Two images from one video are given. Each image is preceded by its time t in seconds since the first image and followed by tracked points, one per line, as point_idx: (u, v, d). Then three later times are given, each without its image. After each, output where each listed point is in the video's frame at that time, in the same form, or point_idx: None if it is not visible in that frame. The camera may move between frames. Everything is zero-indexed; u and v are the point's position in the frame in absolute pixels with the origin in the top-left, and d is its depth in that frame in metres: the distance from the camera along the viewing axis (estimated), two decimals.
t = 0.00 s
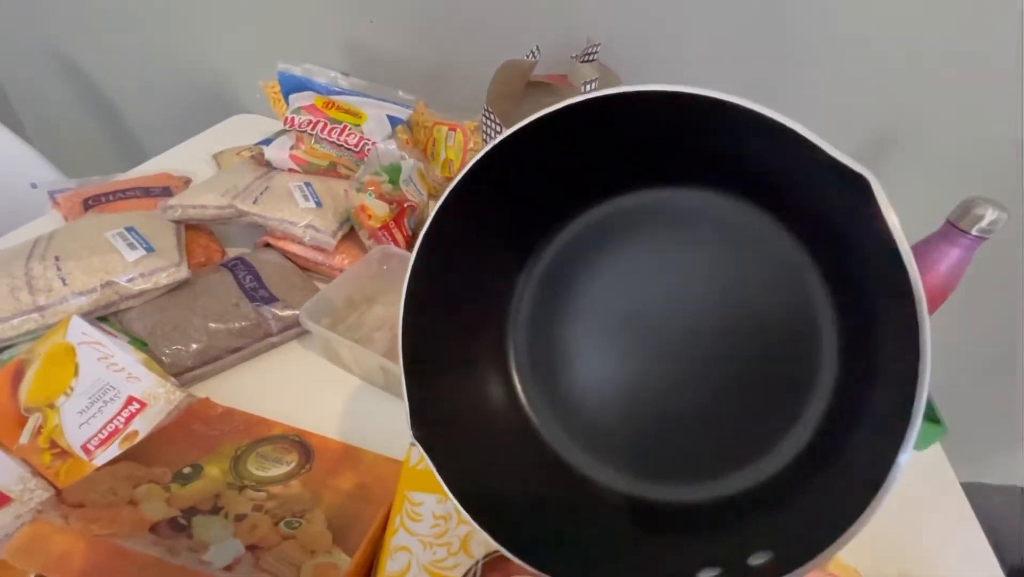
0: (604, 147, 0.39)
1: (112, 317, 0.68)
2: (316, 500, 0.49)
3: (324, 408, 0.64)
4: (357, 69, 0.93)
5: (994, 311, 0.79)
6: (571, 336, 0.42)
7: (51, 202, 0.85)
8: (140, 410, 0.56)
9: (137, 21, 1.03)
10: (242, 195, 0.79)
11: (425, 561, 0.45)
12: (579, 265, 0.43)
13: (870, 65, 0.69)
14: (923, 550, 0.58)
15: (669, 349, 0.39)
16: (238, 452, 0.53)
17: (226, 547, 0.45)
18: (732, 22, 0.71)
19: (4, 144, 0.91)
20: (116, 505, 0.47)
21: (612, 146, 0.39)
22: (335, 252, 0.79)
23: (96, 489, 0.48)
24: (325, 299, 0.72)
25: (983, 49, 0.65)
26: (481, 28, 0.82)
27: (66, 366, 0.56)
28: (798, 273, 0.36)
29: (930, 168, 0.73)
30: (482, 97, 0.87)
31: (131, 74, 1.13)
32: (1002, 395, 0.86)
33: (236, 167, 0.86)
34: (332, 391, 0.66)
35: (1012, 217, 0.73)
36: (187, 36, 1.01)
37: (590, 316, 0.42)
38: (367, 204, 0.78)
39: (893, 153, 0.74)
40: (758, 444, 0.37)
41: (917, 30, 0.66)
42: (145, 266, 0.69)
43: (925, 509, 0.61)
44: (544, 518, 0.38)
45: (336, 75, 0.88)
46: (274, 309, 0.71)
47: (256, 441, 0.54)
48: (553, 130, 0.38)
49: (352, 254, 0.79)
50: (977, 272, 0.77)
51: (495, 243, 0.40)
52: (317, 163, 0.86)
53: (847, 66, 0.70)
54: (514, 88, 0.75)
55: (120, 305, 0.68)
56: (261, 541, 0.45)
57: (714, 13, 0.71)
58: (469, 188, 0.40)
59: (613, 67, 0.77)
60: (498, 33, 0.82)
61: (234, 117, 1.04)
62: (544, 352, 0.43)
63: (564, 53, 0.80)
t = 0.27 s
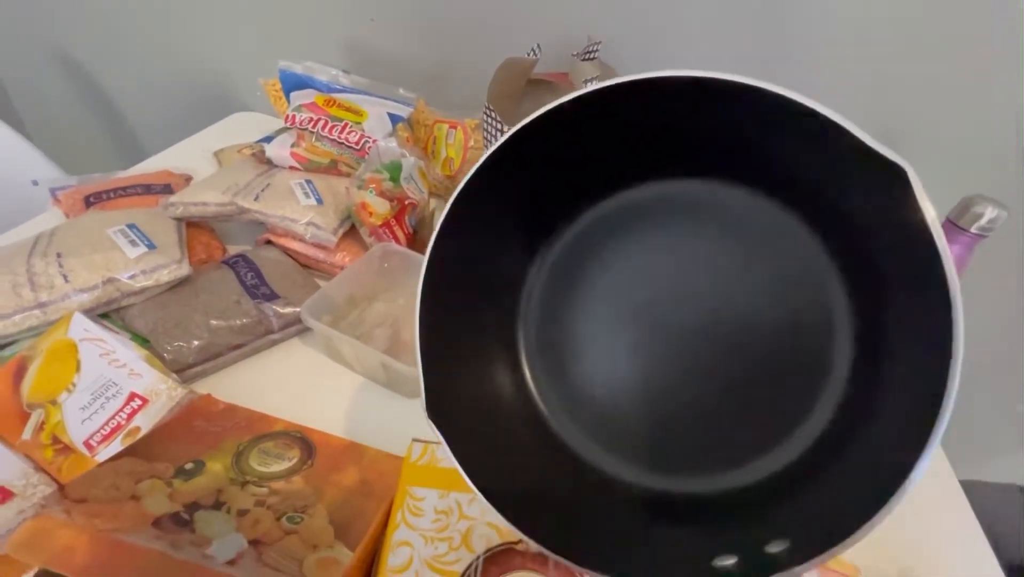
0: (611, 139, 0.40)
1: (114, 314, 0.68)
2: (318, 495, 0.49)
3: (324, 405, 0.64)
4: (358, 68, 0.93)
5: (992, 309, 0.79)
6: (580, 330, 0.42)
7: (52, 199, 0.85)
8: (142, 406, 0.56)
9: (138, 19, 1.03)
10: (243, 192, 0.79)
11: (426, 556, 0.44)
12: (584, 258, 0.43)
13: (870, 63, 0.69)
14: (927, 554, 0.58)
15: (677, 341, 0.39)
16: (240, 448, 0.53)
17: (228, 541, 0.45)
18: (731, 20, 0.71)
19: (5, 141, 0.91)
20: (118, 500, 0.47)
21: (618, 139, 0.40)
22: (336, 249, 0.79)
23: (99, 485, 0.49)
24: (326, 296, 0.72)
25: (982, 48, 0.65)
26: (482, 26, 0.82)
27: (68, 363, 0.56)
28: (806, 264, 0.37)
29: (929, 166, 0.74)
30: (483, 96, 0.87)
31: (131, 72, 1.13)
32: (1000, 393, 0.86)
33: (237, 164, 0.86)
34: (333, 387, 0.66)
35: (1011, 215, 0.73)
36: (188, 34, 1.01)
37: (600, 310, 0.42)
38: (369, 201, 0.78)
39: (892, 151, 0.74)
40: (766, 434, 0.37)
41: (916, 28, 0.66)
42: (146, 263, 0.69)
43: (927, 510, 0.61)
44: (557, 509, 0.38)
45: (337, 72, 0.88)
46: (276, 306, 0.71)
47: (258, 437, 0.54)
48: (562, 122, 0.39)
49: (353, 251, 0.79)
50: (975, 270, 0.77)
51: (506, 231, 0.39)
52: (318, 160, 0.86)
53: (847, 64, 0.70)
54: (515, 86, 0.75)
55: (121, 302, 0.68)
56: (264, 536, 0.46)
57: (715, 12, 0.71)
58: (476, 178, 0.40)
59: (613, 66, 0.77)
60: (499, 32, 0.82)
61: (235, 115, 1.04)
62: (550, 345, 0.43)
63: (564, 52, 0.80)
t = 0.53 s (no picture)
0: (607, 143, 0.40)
1: (113, 310, 0.68)
2: (317, 490, 0.49)
3: (323, 401, 0.65)
4: (357, 65, 0.93)
5: (990, 306, 0.80)
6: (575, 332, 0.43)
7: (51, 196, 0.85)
8: (142, 402, 0.57)
9: (137, 16, 1.03)
10: (242, 189, 0.79)
11: (425, 551, 0.44)
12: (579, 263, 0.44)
13: (869, 61, 0.69)
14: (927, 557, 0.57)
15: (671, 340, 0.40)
16: (240, 443, 0.53)
17: (228, 536, 0.45)
18: (730, 17, 0.71)
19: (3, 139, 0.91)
20: (118, 495, 0.47)
21: (617, 139, 0.40)
22: (335, 246, 0.79)
23: (98, 479, 0.48)
24: (325, 293, 0.72)
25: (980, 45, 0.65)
26: (481, 23, 0.82)
27: (67, 359, 0.56)
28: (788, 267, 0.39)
29: (927, 164, 0.74)
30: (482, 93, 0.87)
31: (130, 70, 1.13)
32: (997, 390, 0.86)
33: (236, 161, 0.86)
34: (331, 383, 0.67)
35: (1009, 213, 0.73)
36: (187, 31, 1.01)
37: (597, 313, 0.42)
38: (368, 198, 0.78)
39: (892, 147, 0.74)
40: (756, 433, 0.38)
41: (915, 25, 0.66)
42: (145, 260, 0.69)
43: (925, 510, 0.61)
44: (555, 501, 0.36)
45: (337, 70, 0.88)
46: (275, 303, 0.71)
47: (258, 433, 0.54)
48: (564, 123, 0.39)
49: (352, 248, 0.79)
50: (973, 267, 0.77)
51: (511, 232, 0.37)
52: (317, 157, 0.86)
53: (846, 61, 0.70)
54: (514, 83, 0.75)
55: (121, 298, 0.68)
56: (263, 530, 0.46)
57: (714, 9, 0.71)
58: (476, 178, 0.40)
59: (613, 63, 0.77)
60: (498, 29, 0.82)
61: (234, 112, 1.04)
62: (539, 348, 0.43)
63: (564, 49, 0.80)
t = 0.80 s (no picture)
0: (616, 146, 0.41)
1: (112, 308, 0.68)
2: (317, 488, 0.49)
3: (322, 399, 0.65)
4: (356, 62, 0.93)
5: (990, 302, 0.79)
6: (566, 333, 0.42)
7: (49, 194, 0.85)
8: (140, 400, 0.57)
9: (135, 13, 1.03)
10: (241, 186, 0.79)
11: (424, 548, 0.44)
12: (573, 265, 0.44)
13: (870, 57, 0.69)
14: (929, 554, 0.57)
15: (673, 340, 0.41)
16: (238, 441, 0.53)
17: (227, 533, 0.44)
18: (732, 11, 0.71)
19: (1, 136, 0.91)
20: (116, 492, 0.47)
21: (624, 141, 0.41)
22: (334, 244, 0.79)
23: (97, 477, 0.48)
24: (325, 290, 0.72)
25: (981, 41, 0.65)
26: (481, 20, 0.82)
27: (65, 356, 0.56)
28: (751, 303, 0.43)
29: (927, 160, 0.74)
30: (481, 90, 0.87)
31: (129, 68, 1.13)
32: (996, 387, 0.86)
33: (235, 158, 0.86)
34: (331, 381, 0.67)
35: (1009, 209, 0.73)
36: (185, 28, 1.01)
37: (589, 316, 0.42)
38: (366, 195, 0.78)
39: (893, 144, 0.74)
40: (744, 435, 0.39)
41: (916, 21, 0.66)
42: (144, 258, 0.69)
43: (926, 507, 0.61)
44: (568, 490, 0.33)
45: (336, 67, 0.88)
46: (274, 301, 0.71)
47: (256, 430, 0.54)
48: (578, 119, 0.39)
49: (351, 245, 0.79)
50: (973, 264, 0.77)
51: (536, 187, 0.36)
52: (316, 155, 0.86)
53: (846, 58, 0.70)
54: (514, 80, 0.75)
55: (119, 296, 0.68)
56: (262, 528, 0.45)
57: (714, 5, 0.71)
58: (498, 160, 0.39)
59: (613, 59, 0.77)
60: (497, 25, 0.82)
61: (233, 110, 1.04)
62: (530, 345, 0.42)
63: (563, 46, 0.80)
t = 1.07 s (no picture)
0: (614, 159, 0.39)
1: (112, 305, 0.67)
2: (318, 484, 0.49)
3: (322, 395, 0.66)
4: (354, 58, 0.92)
5: (990, 297, 0.80)
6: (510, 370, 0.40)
7: (48, 192, 0.84)
8: (141, 398, 0.57)
9: (133, 10, 1.03)
10: (240, 183, 0.79)
11: (426, 544, 0.44)
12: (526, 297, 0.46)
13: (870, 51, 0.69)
14: (928, 549, 0.58)
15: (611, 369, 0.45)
16: (240, 438, 0.53)
17: (229, 529, 0.44)
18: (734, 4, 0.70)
19: None
20: (118, 489, 0.46)
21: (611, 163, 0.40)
22: (334, 240, 0.79)
23: (99, 474, 0.48)
24: (325, 286, 0.72)
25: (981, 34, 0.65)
26: (480, 15, 0.81)
27: (66, 354, 0.56)
28: (688, 351, 0.50)
29: (927, 155, 0.74)
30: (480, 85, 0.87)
31: (128, 65, 1.12)
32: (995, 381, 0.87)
33: (234, 155, 0.86)
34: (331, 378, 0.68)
35: (1009, 204, 0.73)
36: (183, 25, 1.01)
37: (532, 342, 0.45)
38: (366, 192, 0.79)
39: (894, 138, 0.74)
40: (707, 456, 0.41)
41: (917, 14, 0.65)
42: (144, 255, 0.69)
43: (926, 502, 0.61)
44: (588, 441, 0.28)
45: (334, 63, 0.88)
46: (274, 298, 0.71)
47: (257, 427, 0.54)
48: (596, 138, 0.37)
49: (351, 242, 0.79)
50: (973, 259, 0.77)
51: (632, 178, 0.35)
52: (315, 151, 0.85)
53: (847, 52, 0.70)
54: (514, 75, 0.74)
55: (120, 293, 0.68)
56: (264, 524, 0.45)
57: None
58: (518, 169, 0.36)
59: (613, 54, 0.77)
60: (496, 21, 0.81)
61: (231, 107, 1.04)
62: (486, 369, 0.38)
63: (562, 40, 0.80)
